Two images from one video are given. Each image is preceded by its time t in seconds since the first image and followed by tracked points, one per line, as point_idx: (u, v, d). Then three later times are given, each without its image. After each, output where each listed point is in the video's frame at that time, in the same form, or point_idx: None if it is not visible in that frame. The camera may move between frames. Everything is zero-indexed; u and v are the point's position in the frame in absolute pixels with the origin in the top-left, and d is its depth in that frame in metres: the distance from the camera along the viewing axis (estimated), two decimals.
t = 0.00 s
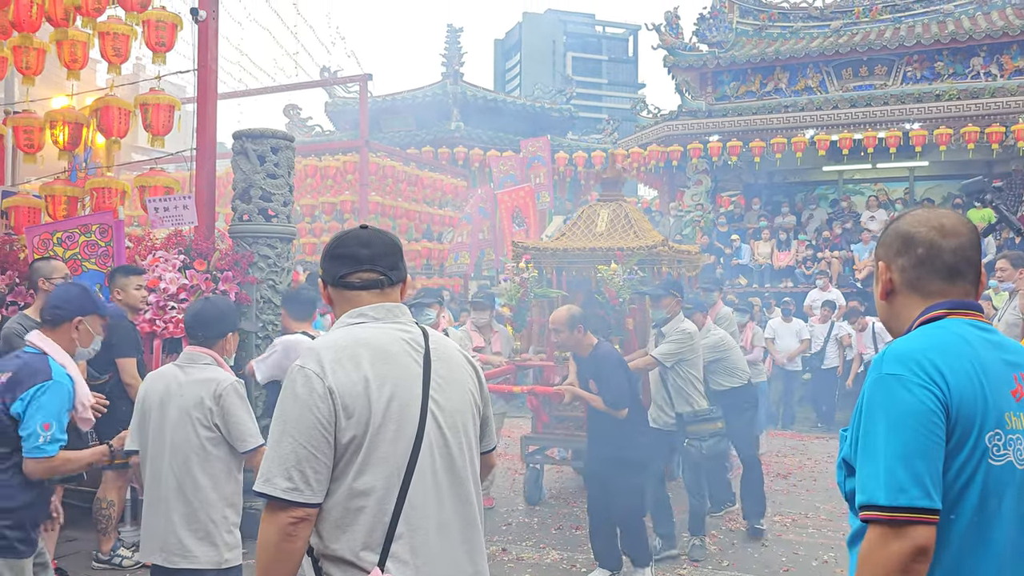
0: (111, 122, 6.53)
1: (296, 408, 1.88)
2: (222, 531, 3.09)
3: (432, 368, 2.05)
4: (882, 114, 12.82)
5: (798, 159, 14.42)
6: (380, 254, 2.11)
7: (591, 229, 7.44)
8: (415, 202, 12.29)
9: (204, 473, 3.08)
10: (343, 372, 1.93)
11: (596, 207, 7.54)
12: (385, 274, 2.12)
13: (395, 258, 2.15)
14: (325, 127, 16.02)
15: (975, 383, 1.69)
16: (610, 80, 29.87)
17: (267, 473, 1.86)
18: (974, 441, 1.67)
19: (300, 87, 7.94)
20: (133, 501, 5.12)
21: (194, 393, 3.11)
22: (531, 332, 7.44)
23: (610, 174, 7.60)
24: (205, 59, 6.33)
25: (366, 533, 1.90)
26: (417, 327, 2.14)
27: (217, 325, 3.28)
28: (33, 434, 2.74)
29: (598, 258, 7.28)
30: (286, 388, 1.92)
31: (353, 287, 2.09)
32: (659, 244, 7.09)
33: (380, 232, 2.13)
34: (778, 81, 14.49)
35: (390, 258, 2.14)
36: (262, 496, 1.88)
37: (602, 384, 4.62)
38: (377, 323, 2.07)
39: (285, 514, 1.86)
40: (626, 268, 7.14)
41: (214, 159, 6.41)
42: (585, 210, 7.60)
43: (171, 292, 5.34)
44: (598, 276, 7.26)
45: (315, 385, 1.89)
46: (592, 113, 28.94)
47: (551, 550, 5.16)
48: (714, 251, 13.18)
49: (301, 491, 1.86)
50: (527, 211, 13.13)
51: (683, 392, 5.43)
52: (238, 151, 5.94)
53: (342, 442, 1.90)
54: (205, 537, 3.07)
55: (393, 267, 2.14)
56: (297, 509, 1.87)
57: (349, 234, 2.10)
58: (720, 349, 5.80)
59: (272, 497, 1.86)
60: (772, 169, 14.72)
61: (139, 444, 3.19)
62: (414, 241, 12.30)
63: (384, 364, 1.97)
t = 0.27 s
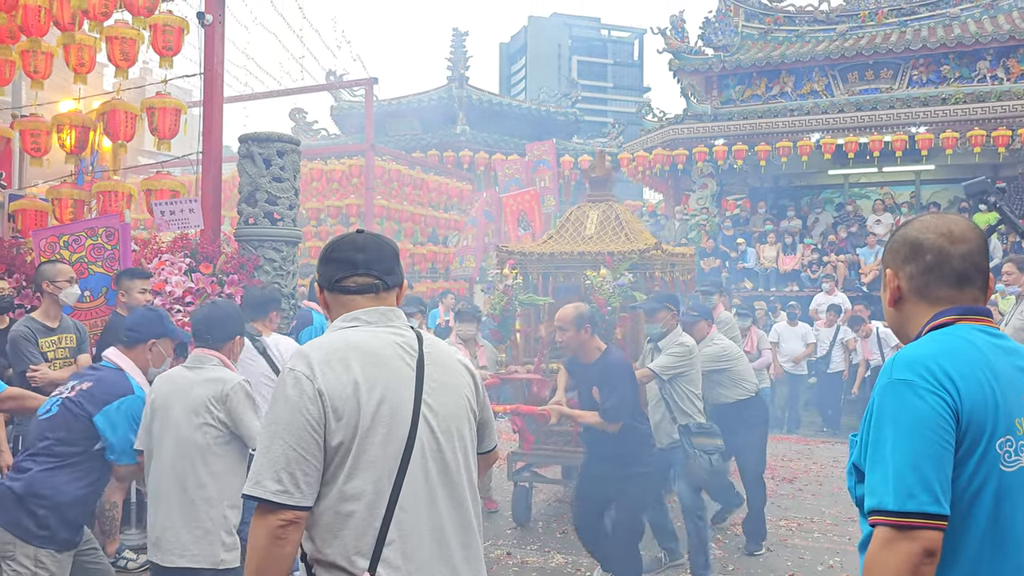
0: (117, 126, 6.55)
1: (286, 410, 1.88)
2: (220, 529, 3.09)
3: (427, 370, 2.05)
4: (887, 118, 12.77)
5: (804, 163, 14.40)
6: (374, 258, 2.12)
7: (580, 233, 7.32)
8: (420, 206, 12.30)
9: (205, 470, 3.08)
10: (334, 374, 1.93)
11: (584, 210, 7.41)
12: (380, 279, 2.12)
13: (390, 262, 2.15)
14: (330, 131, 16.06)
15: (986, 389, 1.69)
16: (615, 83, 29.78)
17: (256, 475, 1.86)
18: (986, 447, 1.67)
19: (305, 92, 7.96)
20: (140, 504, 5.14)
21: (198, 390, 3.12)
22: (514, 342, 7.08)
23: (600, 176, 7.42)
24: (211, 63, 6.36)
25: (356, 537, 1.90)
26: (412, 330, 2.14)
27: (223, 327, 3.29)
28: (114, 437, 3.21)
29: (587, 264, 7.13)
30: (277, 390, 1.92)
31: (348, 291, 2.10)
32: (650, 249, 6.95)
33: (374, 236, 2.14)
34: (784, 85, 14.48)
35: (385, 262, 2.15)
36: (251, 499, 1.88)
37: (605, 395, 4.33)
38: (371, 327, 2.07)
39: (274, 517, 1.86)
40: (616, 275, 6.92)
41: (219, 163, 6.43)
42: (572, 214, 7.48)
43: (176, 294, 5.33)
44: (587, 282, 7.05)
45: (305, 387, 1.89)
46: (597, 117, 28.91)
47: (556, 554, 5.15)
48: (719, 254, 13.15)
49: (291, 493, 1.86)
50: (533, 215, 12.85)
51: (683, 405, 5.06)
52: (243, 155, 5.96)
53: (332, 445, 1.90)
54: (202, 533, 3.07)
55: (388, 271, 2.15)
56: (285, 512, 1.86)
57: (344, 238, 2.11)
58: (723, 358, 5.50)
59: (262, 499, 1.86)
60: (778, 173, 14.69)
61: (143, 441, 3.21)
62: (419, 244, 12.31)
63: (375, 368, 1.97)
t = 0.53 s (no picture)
0: (125, 128, 6.57)
1: (319, 409, 1.88)
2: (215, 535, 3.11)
3: (449, 370, 2.05)
4: (895, 120, 12.72)
5: (811, 165, 14.37)
6: (395, 262, 2.12)
7: (568, 237, 6.73)
8: (426, 209, 12.31)
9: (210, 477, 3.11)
10: (364, 374, 1.93)
11: (571, 210, 6.86)
12: (403, 282, 2.12)
13: (411, 266, 2.15)
14: (337, 135, 16.09)
15: (985, 391, 1.67)
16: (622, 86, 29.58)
17: (291, 473, 1.86)
18: (983, 449, 1.66)
19: (312, 95, 7.97)
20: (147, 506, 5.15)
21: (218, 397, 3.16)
22: (499, 359, 6.20)
23: (588, 174, 6.85)
24: (218, 67, 6.38)
25: (390, 533, 1.90)
26: (434, 332, 2.14)
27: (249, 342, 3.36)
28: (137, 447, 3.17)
29: (576, 271, 6.49)
30: (308, 390, 1.92)
31: (371, 295, 2.10)
32: (644, 254, 6.29)
33: (396, 242, 2.15)
34: (791, 87, 14.46)
35: (407, 265, 2.14)
36: (285, 496, 1.87)
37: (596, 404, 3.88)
38: (395, 328, 2.07)
39: (310, 513, 1.85)
40: (605, 284, 6.28)
41: (225, 166, 6.43)
42: (559, 214, 6.91)
43: (184, 297, 5.41)
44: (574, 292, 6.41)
45: (337, 387, 1.89)
46: (604, 120, 28.83)
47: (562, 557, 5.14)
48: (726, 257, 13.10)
49: (325, 490, 1.86)
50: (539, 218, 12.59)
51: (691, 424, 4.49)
52: (250, 158, 5.97)
53: (364, 442, 1.90)
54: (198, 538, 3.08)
55: (410, 275, 2.15)
56: (321, 508, 1.86)
57: (367, 244, 2.12)
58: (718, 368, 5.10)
59: (297, 496, 1.85)
60: (785, 176, 14.66)
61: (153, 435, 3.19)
62: (425, 247, 12.31)
63: (404, 368, 1.98)
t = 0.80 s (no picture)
0: (134, 131, 6.59)
1: (352, 409, 1.87)
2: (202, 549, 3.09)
3: (472, 371, 2.06)
4: (903, 121, 12.73)
5: (818, 167, 14.35)
6: (415, 269, 2.12)
7: (557, 240, 6.08)
8: (434, 211, 12.33)
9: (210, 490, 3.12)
10: (395, 373, 1.93)
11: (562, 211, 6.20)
12: (423, 288, 2.12)
13: (430, 272, 2.16)
14: (344, 137, 16.13)
15: (993, 394, 1.66)
16: (630, 89, 29.37)
17: (328, 473, 1.85)
18: (989, 452, 1.64)
19: (321, 97, 7.98)
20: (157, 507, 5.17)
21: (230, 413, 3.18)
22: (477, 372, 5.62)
23: (580, 171, 6.18)
24: (226, 70, 6.40)
25: (427, 527, 1.90)
26: (454, 335, 2.14)
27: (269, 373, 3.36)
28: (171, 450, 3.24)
29: (565, 279, 5.86)
30: (339, 391, 1.91)
31: (392, 301, 2.09)
32: (639, 261, 5.59)
33: (413, 250, 2.16)
34: (798, 89, 14.45)
35: (425, 271, 2.15)
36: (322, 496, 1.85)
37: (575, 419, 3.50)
38: (418, 331, 2.07)
39: (349, 511, 1.84)
40: (595, 294, 5.64)
41: (234, 169, 6.45)
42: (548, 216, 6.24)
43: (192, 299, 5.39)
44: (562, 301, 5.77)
45: (370, 387, 1.89)
46: (612, 122, 28.80)
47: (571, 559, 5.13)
48: (733, 259, 13.07)
49: (364, 488, 1.84)
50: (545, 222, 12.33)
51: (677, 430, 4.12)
52: (258, 161, 5.98)
53: (398, 439, 1.90)
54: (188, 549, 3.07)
55: (428, 280, 2.15)
56: (361, 506, 1.84)
57: (387, 252, 2.12)
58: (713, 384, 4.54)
59: (335, 495, 1.84)
60: (793, 177, 14.65)
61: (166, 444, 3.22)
62: (432, 249, 12.32)
63: (432, 367, 1.98)
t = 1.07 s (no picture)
0: (139, 134, 6.61)
1: (367, 410, 1.87)
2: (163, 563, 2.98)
3: (479, 375, 2.06)
4: (908, 123, 12.71)
5: (823, 169, 14.33)
6: (419, 278, 2.13)
7: (540, 240, 5.39)
8: (438, 214, 12.32)
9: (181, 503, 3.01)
10: (409, 374, 1.93)
11: (547, 209, 5.56)
12: (429, 296, 2.13)
13: (433, 281, 2.17)
14: (349, 140, 16.15)
15: (1005, 396, 1.65)
16: (634, 91, 29.35)
17: (346, 473, 1.83)
18: (1003, 454, 1.63)
19: (325, 100, 7.99)
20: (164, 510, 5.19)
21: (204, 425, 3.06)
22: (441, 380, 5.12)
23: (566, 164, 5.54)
24: (231, 73, 6.41)
25: (444, 527, 1.89)
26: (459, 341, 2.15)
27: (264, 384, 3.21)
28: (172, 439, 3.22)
29: (545, 280, 5.10)
30: (352, 393, 1.91)
31: (397, 309, 2.09)
32: (628, 259, 4.88)
33: (415, 261, 2.17)
34: (803, 90, 14.43)
35: (429, 281, 2.16)
36: (339, 498, 1.84)
37: (548, 435, 3.33)
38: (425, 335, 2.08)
39: (368, 512, 1.82)
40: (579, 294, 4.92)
41: (239, 172, 6.46)
42: (533, 214, 5.61)
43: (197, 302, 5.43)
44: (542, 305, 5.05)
45: (384, 387, 1.89)
46: (616, 125, 28.76)
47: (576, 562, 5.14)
48: (738, 261, 13.02)
49: (382, 487, 1.83)
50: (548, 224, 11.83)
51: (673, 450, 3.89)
52: (263, 164, 5.99)
53: (413, 438, 1.90)
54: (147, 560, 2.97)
55: (432, 290, 2.16)
56: (379, 507, 1.83)
57: (391, 263, 2.13)
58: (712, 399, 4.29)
59: (354, 495, 1.82)
60: (798, 179, 14.63)
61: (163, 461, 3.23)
62: (437, 251, 12.31)
63: (443, 368, 1.98)
